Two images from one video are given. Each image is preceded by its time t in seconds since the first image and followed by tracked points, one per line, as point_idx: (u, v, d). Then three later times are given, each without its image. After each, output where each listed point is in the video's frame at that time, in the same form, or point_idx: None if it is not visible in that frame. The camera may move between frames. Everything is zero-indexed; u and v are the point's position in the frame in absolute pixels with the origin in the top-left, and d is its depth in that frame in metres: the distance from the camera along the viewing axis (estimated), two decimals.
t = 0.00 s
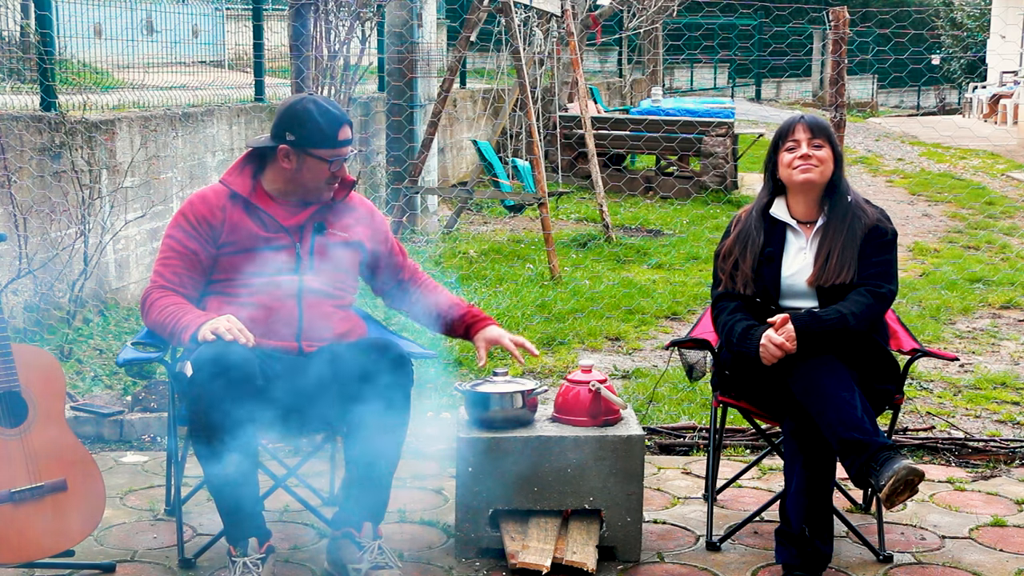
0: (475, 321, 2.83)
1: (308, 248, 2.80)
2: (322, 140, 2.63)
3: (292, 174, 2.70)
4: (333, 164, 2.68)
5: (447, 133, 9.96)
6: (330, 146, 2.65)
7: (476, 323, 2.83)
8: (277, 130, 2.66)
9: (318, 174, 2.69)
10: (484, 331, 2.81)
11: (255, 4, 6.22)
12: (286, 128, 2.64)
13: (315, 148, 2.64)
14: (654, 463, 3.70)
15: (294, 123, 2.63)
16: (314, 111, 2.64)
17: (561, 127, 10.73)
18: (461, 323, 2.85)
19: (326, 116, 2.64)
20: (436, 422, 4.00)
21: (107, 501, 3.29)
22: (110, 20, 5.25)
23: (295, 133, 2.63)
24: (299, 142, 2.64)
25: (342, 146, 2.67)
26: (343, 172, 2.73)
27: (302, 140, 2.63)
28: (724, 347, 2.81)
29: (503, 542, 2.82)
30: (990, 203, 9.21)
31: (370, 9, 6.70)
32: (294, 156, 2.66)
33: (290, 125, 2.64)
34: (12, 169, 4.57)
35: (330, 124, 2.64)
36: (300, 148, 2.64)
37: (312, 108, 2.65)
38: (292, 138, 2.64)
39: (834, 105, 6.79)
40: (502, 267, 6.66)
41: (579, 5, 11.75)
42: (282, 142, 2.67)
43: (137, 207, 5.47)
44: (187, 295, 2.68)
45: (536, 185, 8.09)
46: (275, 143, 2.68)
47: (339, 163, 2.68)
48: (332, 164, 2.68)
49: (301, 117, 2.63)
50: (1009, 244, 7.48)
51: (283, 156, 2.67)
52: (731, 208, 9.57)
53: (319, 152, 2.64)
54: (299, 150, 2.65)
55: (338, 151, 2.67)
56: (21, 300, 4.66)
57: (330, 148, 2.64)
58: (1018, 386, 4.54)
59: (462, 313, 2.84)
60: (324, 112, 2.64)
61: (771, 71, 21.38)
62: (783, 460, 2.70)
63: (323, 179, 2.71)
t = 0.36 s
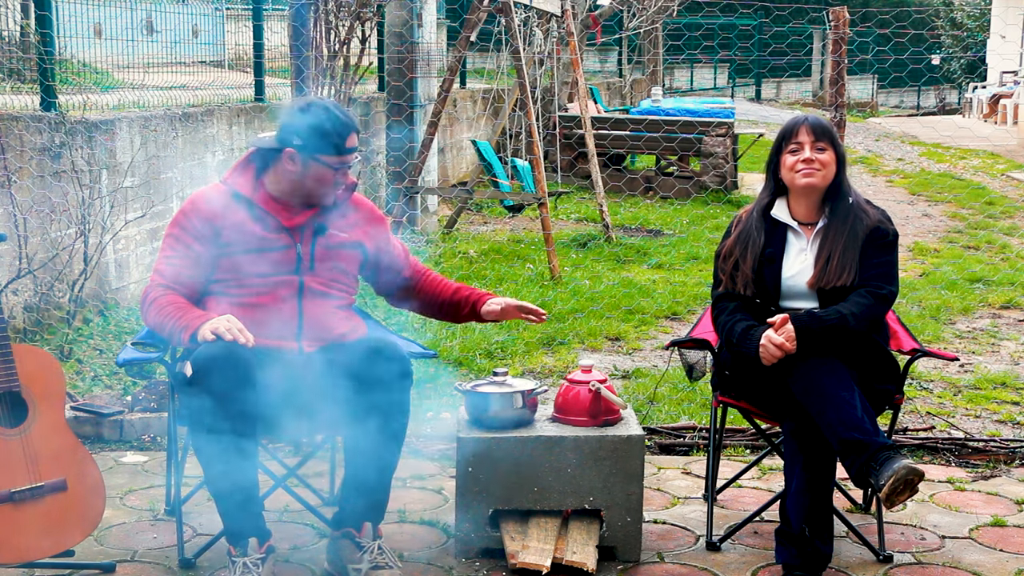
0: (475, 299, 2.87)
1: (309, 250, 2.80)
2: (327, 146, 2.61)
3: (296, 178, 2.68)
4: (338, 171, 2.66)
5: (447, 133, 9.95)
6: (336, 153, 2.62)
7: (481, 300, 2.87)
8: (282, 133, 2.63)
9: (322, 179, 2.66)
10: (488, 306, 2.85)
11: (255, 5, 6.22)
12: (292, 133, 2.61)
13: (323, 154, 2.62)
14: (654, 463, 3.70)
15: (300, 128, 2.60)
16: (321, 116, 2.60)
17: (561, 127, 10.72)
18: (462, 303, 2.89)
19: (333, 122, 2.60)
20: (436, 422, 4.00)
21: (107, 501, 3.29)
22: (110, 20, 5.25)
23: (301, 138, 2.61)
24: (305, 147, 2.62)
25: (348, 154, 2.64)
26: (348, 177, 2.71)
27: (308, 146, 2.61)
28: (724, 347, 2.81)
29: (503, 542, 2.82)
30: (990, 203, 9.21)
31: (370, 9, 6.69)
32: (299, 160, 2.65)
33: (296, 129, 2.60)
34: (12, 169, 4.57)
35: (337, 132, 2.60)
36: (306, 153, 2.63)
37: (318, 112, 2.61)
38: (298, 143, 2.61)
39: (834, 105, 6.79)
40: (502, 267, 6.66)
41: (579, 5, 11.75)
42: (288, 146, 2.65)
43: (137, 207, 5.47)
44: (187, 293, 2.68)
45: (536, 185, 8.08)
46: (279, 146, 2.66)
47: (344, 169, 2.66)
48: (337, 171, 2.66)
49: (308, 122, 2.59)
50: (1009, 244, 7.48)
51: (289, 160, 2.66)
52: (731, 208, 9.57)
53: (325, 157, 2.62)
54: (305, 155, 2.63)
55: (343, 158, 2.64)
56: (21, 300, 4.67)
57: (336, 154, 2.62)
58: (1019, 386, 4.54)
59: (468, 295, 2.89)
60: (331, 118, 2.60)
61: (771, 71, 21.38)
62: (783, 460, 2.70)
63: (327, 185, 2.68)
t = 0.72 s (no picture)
0: (472, 308, 2.88)
1: (314, 251, 2.80)
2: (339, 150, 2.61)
3: (306, 181, 2.68)
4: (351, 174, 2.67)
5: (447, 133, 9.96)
6: (349, 159, 2.63)
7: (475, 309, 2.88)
8: (293, 136, 2.64)
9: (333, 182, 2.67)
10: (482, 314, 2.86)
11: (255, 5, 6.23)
12: (306, 137, 2.62)
13: (338, 159, 2.62)
14: (654, 463, 3.70)
15: (313, 133, 2.60)
16: (335, 122, 2.60)
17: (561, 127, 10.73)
18: (457, 310, 2.90)
19: (347, 129, 2.60)
20: (436, 422, 4.00)
21: (107, 501, 3.29)
22: (110, 20, 5.25)
23: (313, 143, 2.61)
24: (317, 152, 2.62)
25: (360, 160, 2.65)
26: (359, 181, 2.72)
27: (320, 150, 2.61)
28: (724, 347, 2.81)
29: (503, 542, 2.82)
30: (990, 203, 9.22)
31: (370, 9, 6.69)
32: (310, 163, 2.65)
33: (308, 133, 2.61)
34: (12, 169, 4.57)
35: (352, 137, 2.60)
36: (317, 157, 2.63)
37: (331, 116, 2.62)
38: (310, 147, 2.62)
39: (834, 105, 6.79)
40: (502, 267, 6.66)
41: (579, 5, 11.75)
42: (299, 149, 2.65)
43: (137, 207, 5.47)
44: (190, 292, 2.67)
45: (536, 185, 8.08)
46: (290, 149, 2.66)
47: (356, 170, 2.67)
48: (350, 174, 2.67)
49: (321, 126, 2.60)
50: (1009, 244, 7.48)
51: (299, 162, 2.66)
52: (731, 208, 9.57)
53: (337, 161, 2.63)
54: (318, 159, 2.63)
55: (356, 163, 2.65)
56: (21, 300, 4.68)
57: (348, 159, 2.63)
58: (1019, 386, 4.54)
59: (464, 303, 2.90)
60: (345, 124, 2.60)
61: (771, 71, 21.39)
62: (783, 460, 2.70)
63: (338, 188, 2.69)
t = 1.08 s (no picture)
0: (472, 309, 2.89)
1: (315, 253, 2.80)
2: (338, 142, 2.61)
3: (307, 178, 2.68)
4: (351, 167, 2.67)
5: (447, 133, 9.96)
6: (346, 151, 2.63)
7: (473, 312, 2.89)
8: (291, 133, 2.65)
9: (333, 176, 2.66)
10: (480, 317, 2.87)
11: (255, 5, 6.23)
12: (301, 133, 2.62)
13: (334, 152, 2.62)
14: (654, 463, 3.70)
15: (309, 128, 2.61)
16: (329, 115, 2.61)
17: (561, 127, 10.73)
18: (455, 312, 2.91)
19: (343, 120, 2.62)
20: (436, 422, 4.00)
21: (107, 501, 3.29)
22: (110, 20, 5.25)
23: (309, 137, 2.61)
24: (313, 146, 2.62)
25: (356, 149, 2.65)
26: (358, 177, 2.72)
27: (317, 145, 2.61)
28: (723, 347, 2.81)
29: (503, 542, 2.82)
30: (990, 203, 9.22)
31: (370, 9, 6.69)
32: (309, 160, 2.65)
33: (304, 128, 2.62)
34: (12, 168, 4.58)
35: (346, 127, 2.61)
36: (314, 152, 2.62)
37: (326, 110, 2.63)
38: (307, 143, 2.62)
39: (834, 105, 6.79)
40: (502, 267, 6.66)
41: (579, 5, 11.75)
42: (298, 146, 2.65)
43: (137, 206, 5.47)
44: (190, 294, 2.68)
45: (536, 185, 8.08)
46: (289, 147, 2.67)
47: (355, 161, 2.67)
48: (350, 167, 2.67)
49: (317, 121, 2.61)
50: (1009, 244, 7.48)
51: (299, 159, 2.66)
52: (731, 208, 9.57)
53: (336, 154, 2.62)
54: (315, 155, 2.63)
55: (356, 153, 2.66)
56: (21, 300, 4.70)
57: (347, 155, 2.63)
58: (1019, 386, 4.54)
59: (463, 305, 2.90)
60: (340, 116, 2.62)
61: (771, 71, 21.39)
62: (783, 460, 2.70)
63: (338, 184, 2.69)
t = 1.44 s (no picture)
0: (469, 313, 2.88)
1: (313, 251, 2.80)
2: (334, 131, 2.64)
3: (303, 173, 2.69)
4: (347, 157, 2.69)
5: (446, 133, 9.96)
6: (339, 136, 2.65)
7: (471, 316, 2.88)
8: (285, 128, 2.66)
9: (330, 168, 2.67)
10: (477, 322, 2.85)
11: (255, 5, 6.23)
12: (295, 126, 2.64)
13: (327, 140, 2.64)
14: (654, 463, 3.70)
15: (303, 120, 2.63)
16: (321, 106, 2.64)
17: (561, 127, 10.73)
18: (453, 314, 2.90)
19: (334, 109, 2.65)
20: (436, 422, 4.01)
21: (107, 501, 3.28)
22: (109, 20, 5.26)
23: (304, 129, 2.64)
24: (309, 138, 2.64)
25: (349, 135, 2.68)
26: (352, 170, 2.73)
27: (313, 136, 2.64)
28: (724, 347, 2.81)
29: (503, 542, 2.82)
30: (990, 203, 9.22)
31: (370, 9, 6.69)
32: (306, 153, 2.66)
33: (299, 121, 2.64)
34: (12, 169, 4.60)
35: (337, 114, 2.65)
36: (312, 143, 2.65)
37: (318, 103, 2.65)
38: (303, 134, 2.64)
39: (834, 105, 6.79)
40: (502, 267, 6.66)
41: (579, 5, 11.76)
42: (292, 141, 2.66)
43: (137, 206, 5.47)
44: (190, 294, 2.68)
45: (536, 185, 8.08)
46: (283, 144, 2.68)
47: (350, 151, 2.69)
48: (346, 157, 2.69)
49: (310, 112, 2.63)
50: (1009, 244, 7.48)
51: (295, 154, 2.67)
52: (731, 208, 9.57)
53: (333, 143, 2.65)
54: (313, 146, 2.65)
55: (350, 140, 2.68)
56: (21, 300, 4.73)
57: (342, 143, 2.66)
58: (1019, 386, 4.54)
59: (462, 308, 2.89)
60: (331, 105, 2.65)
61: (772, 71, 21.40)
62: (783, 460, 2.70)
63: (334, 178, 2.70)
